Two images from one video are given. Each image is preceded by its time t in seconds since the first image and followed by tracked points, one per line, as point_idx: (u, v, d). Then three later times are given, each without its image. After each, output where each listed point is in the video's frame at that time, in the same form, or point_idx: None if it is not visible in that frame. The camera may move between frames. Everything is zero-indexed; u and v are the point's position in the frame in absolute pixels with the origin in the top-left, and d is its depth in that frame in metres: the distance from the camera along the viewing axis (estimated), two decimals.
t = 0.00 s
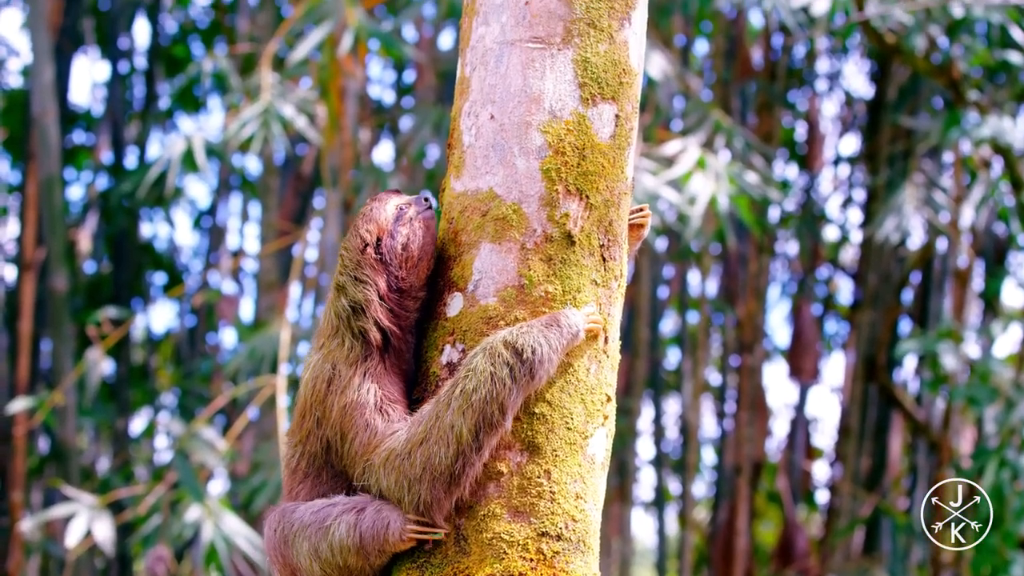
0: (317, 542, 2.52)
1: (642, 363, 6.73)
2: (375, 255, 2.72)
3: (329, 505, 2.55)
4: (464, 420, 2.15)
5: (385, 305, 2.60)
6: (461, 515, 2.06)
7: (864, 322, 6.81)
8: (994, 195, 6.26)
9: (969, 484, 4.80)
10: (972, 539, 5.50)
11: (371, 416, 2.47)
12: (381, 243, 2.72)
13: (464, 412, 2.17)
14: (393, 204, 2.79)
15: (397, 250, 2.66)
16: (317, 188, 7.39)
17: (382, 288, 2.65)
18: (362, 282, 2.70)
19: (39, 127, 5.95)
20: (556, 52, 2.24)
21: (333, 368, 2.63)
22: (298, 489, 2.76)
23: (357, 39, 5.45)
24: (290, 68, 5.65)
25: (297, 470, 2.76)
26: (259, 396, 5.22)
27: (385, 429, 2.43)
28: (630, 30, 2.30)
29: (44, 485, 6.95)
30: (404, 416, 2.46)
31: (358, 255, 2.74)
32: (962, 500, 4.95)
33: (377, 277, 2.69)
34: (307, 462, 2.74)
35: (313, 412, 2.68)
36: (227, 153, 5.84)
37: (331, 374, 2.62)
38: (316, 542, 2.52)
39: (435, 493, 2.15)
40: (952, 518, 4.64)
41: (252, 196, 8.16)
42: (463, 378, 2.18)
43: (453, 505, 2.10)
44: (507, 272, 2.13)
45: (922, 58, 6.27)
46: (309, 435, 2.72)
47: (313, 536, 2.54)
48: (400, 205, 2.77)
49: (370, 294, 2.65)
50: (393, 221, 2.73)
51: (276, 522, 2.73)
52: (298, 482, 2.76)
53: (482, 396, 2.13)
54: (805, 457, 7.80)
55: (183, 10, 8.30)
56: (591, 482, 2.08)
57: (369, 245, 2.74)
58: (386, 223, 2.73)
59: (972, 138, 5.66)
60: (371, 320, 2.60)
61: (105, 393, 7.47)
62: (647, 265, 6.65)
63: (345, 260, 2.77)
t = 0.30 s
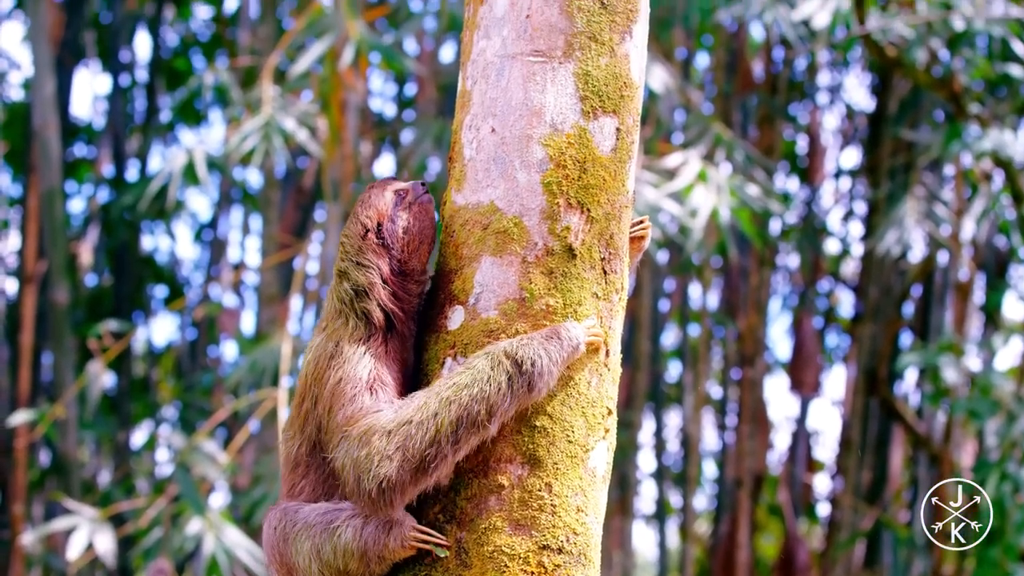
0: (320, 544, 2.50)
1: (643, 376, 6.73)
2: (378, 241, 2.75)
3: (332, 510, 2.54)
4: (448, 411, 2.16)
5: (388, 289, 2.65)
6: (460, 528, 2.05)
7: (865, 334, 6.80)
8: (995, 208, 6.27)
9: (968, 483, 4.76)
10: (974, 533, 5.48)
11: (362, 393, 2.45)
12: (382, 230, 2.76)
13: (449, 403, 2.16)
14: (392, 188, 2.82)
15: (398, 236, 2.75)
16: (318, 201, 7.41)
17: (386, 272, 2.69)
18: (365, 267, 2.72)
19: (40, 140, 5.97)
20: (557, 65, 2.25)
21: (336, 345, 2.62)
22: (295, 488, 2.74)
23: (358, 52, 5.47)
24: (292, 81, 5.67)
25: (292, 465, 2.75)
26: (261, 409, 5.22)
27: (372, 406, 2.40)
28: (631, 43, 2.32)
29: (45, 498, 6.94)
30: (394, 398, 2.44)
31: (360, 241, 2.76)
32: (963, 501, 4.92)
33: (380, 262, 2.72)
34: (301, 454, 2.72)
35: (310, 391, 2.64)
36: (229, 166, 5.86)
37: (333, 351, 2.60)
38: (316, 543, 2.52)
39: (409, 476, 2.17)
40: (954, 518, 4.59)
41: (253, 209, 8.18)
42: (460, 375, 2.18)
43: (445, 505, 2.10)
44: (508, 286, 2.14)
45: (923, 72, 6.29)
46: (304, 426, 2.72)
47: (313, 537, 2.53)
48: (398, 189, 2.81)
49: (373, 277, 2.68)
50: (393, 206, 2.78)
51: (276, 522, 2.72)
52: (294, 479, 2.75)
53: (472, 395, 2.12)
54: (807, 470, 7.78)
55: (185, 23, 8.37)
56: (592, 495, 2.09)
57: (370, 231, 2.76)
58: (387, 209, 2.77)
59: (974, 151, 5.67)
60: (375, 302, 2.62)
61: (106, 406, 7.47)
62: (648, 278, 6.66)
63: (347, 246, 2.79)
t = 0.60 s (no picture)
0: (323, 551, 2.51)
1: (644, 389, 6.73)
2: (378, 232, 2.90)
3: (337, 518, 2.55)
4: (442, 357, 2.29)
5: (391, 279, 2.81)
6: (462, 540, 2.05)
7: (866, 346, 6.76)
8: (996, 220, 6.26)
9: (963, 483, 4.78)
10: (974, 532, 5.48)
11: (368, 369, 2.57)
12: (383, 221, 2.90)
13: (442, 350, 2.30)
14: (395, 182, 2.93)
15: (400, 228, 2.86)
16: (319, 213, 7.43)
17: (385, 259, 2.85)
18: (367, 258, 2.87)
19: (41, 152, 5.99)
20: (558, 78, 2.26)
21: (342, 332, 2.72)
22: (301, 483, 2.80)
23: (359, 64, 5.49)
24: (292, 93, 5.68)
25: (298, 457, 2.82)
26: (263, 421, 5.23)
27: (377, 380, 2.53)
28: (632, 55, 2.32)
29: (46, 511, 6.94)
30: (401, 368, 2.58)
31: (362, 234, 2.94)
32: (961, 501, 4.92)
33: (381, 251, 2.87)
34: (307, 444, 2.80)
35: (319, 379, 2.74)
36: (230, 178, 5.87)
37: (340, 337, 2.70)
38: (316, 547, 2.54)
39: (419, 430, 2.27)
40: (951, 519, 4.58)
41: (255, 222, 8.20)
42: (447, 321, 2.30)
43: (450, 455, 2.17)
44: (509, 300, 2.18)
45: (924, 84, 6.31)
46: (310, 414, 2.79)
47: (315, 542, 2.55)
48: (399, 184, 2.91)
49: (375, 268, 2.83)
50: (395, 199, 2.88)
51: (278, 519, 2.75)
52: (300, 474, 2.82)
53: (460, 334, 2.25)
54: (808, 482, 7.77)
55: (185, 36, 8.44)
56: (593, 507, 2.10)
57: (371, 224, 2.92)
58: (387, 200, 2.89)
59: (975, 163, 5.68)
60: (378, 291, 2.76)
61: (108, 419, 7.47)
62: (650, 291, 6.68)
63: (350, 239, 2.97)
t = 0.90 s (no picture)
0: (327, 554, 2.51)
1: (646, 398, 6.73)
2: (377, 225, 2.92)
3: (344, 522, 2.54)
4: (458, 195, 2.36)
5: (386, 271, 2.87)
6: (463, 549, 2.06)
7: (868, 356, 6.77)
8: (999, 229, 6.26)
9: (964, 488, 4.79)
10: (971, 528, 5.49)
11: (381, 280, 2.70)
12: (381, 214, 2.93)
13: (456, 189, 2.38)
14: (392, 174, 2.99)
15: (399, 219, 2.91)
16: (322, 223, 7.45)
17: (380, 248, 2.90)
18: (364, 249, 2.91)
19: (43, 163, 6.01)
20: (561, 87, 2.28)
21: (341, 308, 2.82)
22: (310, 471, 2.83)
23: (362, 74, 5.51)
24: (295, 104, 5.70)
25: (307, 440, 2.85)
26: (265, 431, 5.23)
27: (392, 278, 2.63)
28: (634, 65, 2.32)
29: (49, 521, 6.94)
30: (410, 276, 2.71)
31: (361, 226, 2.94)
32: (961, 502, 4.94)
33: (378, 243, 2.90)
34: (316, 424, 2.82)
35: (331, 347, 2.80)
36: (231, 188, 5.89)
37: (339, 311, 2.81)
38: (320, 550, 2.54)
39: (451, 271, 2.32)
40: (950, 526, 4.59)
41: (258, 231, 8.22)
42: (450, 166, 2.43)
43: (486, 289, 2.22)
44: (512, 308, 2.15)
45: (926, 93, 6.32)
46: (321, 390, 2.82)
47: (319, 544, 2.56)
48: (397, 176, 2.97)
49: (371, 258, 2.89)
50: (394, 190, 2.95)
51: (285, 513, 2.78)
52: (308, 460, 2.85)
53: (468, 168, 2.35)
54: (810, 491, 7.76)
55: (188, 46, 8.46)
56: (596, 517, 2.10)
57: (369, 216, 2.94)
58: (385, 192, 2.94)
59: (977, 172, 5.69)
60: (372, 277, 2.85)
61: (110, 429, 7.48)
62: (652, 300, 6.69)
63: (349, 231, 2.97)
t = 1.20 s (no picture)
0: (333, 552, 2.47)
1: (650, 402, 6.73)
2: (383, 214, 2.87)
3: (353, 522, 2.50)
4: (471, 114, 2.44)
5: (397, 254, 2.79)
6: (468, 553, 2.05)
7: (871, 359, 6.75)
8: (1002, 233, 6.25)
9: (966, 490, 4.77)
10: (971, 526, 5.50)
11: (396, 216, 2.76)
12: (388, 201, 2.88)
13: (470, 108, 2.46)
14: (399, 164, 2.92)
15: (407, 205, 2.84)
16: (325, 227, 7.47)
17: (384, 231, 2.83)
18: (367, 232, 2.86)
19: (46, 167, 6.02)
20: (564, 91, 2.30)
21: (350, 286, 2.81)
22: (316, 448, 2.76)
23: (364, 78, 5.51)
24: (298, 108, 5.70)
25: (314, 414, 2.77)
26: (268, 435, 5.23)
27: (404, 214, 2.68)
28: (638, 68, 2.32)
29: (52, 525, 6.95)
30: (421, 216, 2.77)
31: (366, 215, 2.89)
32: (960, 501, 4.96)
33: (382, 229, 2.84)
34: (323, 396, 2.76)
35: (342, 314, 2.77)
36: (234, 192, 5.90)
37: (347, 284, 2.81)
38: (327, 547, 2.50)
39: (453, 187, 2.46)
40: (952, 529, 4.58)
41: (260, 235, 8.23)
42: (470, 80, 2.49)
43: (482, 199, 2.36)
44: (515, 312, 2.14)
45: (930, 97, 6.32)
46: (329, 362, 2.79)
47: (325, 542, 2.51)
48: (404, 165, 2.91)
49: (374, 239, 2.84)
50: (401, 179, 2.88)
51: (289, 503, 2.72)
52: (314, 437, 2.78)
53: (488, 91, 2.42)
54: (813, 495, 7.75)
55: (191, 50, 8.48)
56: (599, 521, 2.10)
57: (376, 205, 2.89)
58: (392, 180, 2.89)
59: (980, 176, 5.69)
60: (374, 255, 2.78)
61: (114, 433, 7.49)
62: (655, 304, 6.69)
63: (353, 222, 2.93)
